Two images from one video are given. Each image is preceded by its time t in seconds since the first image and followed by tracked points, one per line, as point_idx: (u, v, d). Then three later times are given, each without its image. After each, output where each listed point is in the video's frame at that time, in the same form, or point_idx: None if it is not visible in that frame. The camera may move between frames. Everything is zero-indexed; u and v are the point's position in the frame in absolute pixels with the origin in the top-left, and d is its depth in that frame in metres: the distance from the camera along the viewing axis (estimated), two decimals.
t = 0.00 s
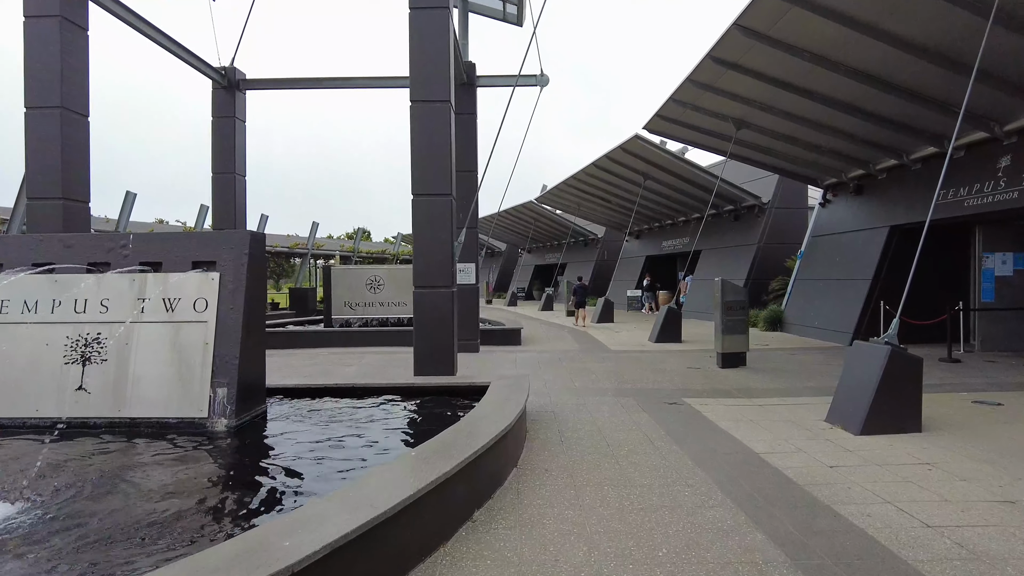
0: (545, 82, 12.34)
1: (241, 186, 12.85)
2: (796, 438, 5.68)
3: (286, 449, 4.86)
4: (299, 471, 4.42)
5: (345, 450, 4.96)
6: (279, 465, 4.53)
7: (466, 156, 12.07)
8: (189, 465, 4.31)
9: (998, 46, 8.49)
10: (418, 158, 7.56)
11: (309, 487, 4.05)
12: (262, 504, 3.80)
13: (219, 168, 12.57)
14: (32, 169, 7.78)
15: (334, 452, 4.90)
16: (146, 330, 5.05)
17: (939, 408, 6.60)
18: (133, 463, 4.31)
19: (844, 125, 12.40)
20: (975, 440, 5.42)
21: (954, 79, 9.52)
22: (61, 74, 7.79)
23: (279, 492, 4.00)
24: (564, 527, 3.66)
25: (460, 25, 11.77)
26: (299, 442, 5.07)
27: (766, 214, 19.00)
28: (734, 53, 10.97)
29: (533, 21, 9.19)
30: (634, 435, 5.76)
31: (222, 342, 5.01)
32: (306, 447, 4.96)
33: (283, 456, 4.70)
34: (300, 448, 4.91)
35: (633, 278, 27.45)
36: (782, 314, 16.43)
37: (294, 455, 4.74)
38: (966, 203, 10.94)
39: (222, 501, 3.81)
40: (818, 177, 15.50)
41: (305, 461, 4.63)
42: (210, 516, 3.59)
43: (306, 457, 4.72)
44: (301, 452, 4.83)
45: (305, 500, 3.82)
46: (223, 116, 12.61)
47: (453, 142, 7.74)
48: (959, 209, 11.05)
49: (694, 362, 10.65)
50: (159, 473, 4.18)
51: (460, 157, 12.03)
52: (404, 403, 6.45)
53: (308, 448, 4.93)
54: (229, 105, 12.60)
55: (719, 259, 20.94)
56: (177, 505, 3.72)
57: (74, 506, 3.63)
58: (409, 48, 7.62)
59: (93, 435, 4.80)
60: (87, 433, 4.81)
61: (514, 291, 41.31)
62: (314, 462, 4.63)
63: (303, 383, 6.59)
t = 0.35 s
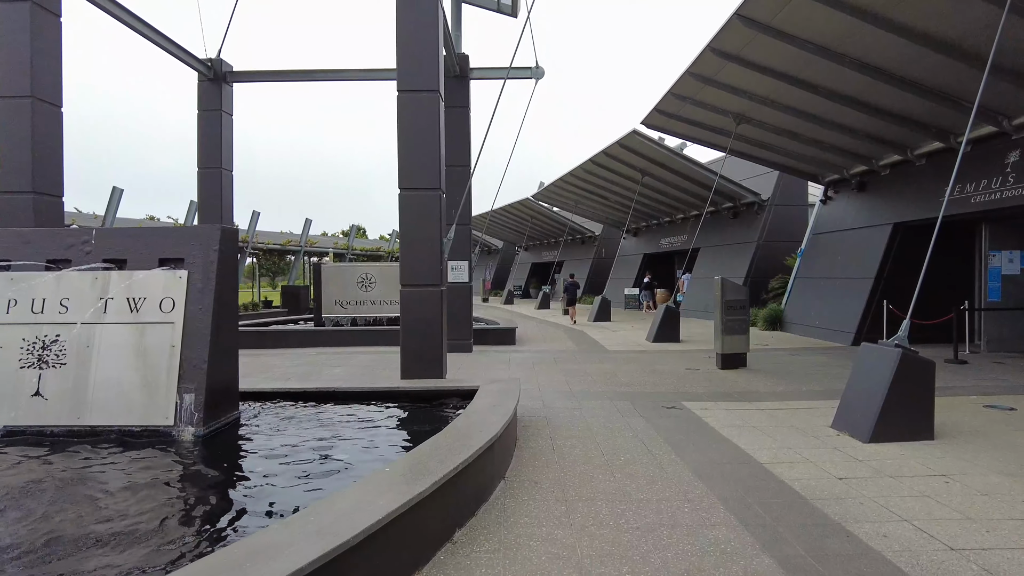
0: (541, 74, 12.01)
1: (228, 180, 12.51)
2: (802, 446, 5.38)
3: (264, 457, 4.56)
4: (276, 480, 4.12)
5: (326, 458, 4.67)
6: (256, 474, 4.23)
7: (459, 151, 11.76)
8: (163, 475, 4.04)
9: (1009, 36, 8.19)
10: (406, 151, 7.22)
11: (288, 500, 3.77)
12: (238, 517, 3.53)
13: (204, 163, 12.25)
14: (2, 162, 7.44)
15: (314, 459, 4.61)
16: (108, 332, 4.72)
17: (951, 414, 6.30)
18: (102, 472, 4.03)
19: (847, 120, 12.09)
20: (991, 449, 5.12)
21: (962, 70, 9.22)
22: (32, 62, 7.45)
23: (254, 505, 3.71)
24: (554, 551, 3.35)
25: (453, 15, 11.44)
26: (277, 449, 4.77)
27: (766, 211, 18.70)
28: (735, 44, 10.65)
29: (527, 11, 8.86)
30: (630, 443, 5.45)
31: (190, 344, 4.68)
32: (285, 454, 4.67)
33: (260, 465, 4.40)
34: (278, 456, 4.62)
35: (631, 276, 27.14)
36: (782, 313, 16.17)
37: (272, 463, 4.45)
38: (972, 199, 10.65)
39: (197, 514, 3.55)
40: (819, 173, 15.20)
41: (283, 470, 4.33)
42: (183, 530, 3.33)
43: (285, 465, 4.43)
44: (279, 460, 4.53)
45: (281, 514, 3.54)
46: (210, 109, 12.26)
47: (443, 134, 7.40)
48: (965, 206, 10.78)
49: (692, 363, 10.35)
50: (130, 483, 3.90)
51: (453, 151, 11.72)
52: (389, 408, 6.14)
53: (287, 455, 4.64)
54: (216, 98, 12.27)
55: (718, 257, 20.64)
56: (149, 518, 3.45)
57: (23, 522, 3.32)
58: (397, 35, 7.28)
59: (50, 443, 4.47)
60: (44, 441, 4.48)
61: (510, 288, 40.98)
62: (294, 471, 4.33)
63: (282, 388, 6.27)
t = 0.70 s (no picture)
0: (535, 70, 11.66)
1: (213, 179, 12.15)
2: (806, 458, 5.06)
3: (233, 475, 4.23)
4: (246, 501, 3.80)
5: (302, 473, 4.39)
6: (226, 493, 3.93)
7: (451, 148, 11.44)
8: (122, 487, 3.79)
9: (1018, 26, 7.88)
10: (389, 147, 6.87)
11: (257, 519, 3.48)
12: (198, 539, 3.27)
13: (187, 161, 11.89)
14: None
15: (287, 478, 4.29)
16: (59, 339, 4.37)
17: (962, 422, 5.98)
18: (54, 486, 3.76)
19: (849, 117, 11.78)
20: (1009, 462, 4.80)
21: (968, 63, 8.91)
22: None
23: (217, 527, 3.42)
24: None
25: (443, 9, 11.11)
26: (247, 466, 4.44)
27: (765, 211, 18.40)
28: (733, 37, 10.33)
29: (518, 1, 8.52)
30: (624, 456, 5.11)
31: (147, 353, 4.34)
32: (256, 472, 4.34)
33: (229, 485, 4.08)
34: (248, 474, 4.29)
35: (628, 276, 26.84)
36: (781, 314, 15.86)
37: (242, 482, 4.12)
38: (978, 197, 10.39)
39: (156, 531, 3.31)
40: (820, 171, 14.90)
41: (256, 489, 4.03)
42: (138, 550, 3.10)
43: (258, 483, 4.13)
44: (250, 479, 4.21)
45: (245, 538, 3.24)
46: (193, 105, 11.90)
47: (429, 129, 7.06)
48: (970, 204, 10.52)
49: (690, 367, 10.03)
50: (85, 497, 3.65)
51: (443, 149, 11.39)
52: (368, 417, 5.81)
53: (258, 474, 4.31)
54: (199, 94, 11.92)
55: (716, 257, 20.34)
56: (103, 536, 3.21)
57: None
58: (380, 25, 6.93)
59: None
60: None
61: (507, 289, 40.60)
62: (267, 489, 4.04)
63: (255, 397, 5.91)
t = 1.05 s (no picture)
0: (532, 64, 11.35)
1: (201, 176, 11.82)
2: (818, 470, 4.73)
3: (216, 490, 3.92)
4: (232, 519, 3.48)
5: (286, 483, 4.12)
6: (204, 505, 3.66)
7: (445, 144, 11.12)
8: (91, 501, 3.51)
9: None
10: (377, 141, 6.54)
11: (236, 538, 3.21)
12: (175, 561, 2.97)
13: (174, 157, 11.57)
14: None
15: (273, 491, 3.97)
16: (13, 344, 4.04)
17: (981, 430, 5.67)
18: (10, 504, 3.45)
19: (855, 113, 11.47)
20: None
21: (980, 54, 8.60)
22: None
23: (195, 548, 3.11)
24: None
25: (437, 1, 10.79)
26: (230, 477, 4.15)
27: (766, 210, 18.09)
28: (735, 30, 10.02)
29: None
30: (624, 468, 4.78)
31: (109, 361, 4.00)
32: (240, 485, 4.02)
33: (212, 501, 3.76)
34: (232, 487, 3.96)
35: (627, 276, 26.53)
36: (784, 315, 15.55)
37: (225, 497, 3.80)
38: (991, 194, 10.12)
39: (122, 552, 3.02)
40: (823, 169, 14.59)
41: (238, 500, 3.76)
42: None
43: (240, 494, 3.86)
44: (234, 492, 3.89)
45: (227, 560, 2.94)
46: (180, 101, 11.57)
47: (419, 121, 6.73)
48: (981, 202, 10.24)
49: (691, 369, 9.71)
50: (44, 515, 3.35)
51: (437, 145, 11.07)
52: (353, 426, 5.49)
53: (243, 486, 3.99)
54: (186, 89, 11.60)
55: (717, 257, 20.02)
56: (61, 559, 2.92)
57: None
58: (367, 12, 6.60)
59: None
60: None
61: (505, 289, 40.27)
62: (250, 501, 3.77)
63: (233, 404, 5.57)
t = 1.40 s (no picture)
0: (528, 58, 11.03)
1: (188, 173, 11.47)
2: (834, 487, 4.42)
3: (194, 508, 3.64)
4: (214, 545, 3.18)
5: (269, 499, 3.86)
6: (180, 527, 3.38)
7: (440, 141, 10.79)
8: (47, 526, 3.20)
9: None
10: (366, 135, 6.20)
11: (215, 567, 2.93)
12: None
13: (160, 154, 11.21)
14: None
15: (255, 508, 3.70)
16: None
17: (1003, 443, 5.35)
18: None
19: (860, 110, 11.18)
20: None
21: (993, 48, 8.32)
22: None
23: None
24: None
25: None
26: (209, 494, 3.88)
27: (767, 210, 17.80)
28: (739, 24, 9.72)
29: None
30: (626, 485, 4.45)
31: (65, 369, 3.68)
32: (221, 504, 3.73)
33: (190, 519, 3.49)
34: (212, 505, 3.70)
35: (625, 277, 26.22)
36: (785, 317, 15.26)
37: (204, 517, 3.53)
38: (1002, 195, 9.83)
39: None
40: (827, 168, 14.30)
41: (218, 520, 3.49)
42: None
43: (220, 513, 3.59)
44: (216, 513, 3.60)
45: None
46: (166, 95, 11.22)
47: (410, 114, 6.39)
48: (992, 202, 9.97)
49: (694, 374, 9.39)
50: None
51: (431, 142, 10.74)
52: (337, 438, 5.16)
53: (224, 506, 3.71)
54: (173, 83, 11.25)
55: (716, 258, 19.73)
56: None
57: None
58: None
59: None
60: None
61: (503, 290, 39.94)
62: (231, 521, 3.50)
63: (210, 414, 5.24)
